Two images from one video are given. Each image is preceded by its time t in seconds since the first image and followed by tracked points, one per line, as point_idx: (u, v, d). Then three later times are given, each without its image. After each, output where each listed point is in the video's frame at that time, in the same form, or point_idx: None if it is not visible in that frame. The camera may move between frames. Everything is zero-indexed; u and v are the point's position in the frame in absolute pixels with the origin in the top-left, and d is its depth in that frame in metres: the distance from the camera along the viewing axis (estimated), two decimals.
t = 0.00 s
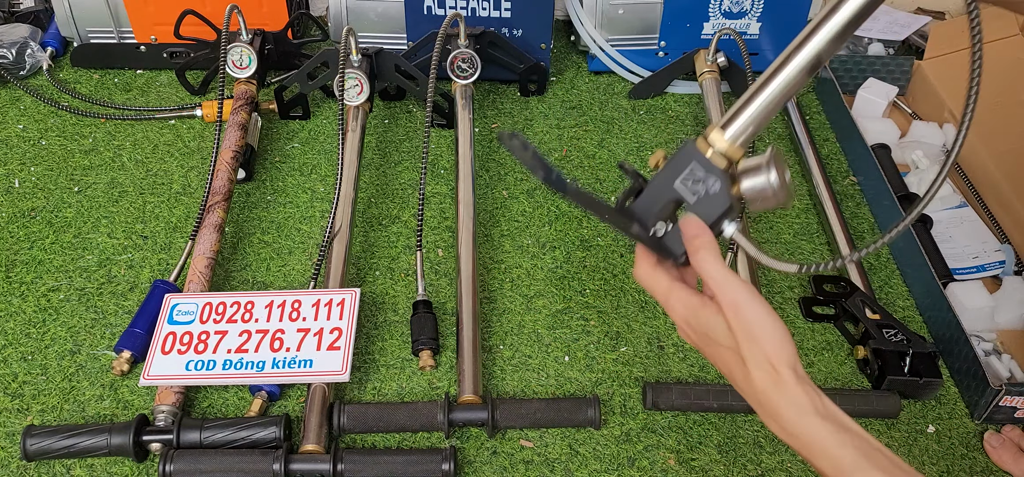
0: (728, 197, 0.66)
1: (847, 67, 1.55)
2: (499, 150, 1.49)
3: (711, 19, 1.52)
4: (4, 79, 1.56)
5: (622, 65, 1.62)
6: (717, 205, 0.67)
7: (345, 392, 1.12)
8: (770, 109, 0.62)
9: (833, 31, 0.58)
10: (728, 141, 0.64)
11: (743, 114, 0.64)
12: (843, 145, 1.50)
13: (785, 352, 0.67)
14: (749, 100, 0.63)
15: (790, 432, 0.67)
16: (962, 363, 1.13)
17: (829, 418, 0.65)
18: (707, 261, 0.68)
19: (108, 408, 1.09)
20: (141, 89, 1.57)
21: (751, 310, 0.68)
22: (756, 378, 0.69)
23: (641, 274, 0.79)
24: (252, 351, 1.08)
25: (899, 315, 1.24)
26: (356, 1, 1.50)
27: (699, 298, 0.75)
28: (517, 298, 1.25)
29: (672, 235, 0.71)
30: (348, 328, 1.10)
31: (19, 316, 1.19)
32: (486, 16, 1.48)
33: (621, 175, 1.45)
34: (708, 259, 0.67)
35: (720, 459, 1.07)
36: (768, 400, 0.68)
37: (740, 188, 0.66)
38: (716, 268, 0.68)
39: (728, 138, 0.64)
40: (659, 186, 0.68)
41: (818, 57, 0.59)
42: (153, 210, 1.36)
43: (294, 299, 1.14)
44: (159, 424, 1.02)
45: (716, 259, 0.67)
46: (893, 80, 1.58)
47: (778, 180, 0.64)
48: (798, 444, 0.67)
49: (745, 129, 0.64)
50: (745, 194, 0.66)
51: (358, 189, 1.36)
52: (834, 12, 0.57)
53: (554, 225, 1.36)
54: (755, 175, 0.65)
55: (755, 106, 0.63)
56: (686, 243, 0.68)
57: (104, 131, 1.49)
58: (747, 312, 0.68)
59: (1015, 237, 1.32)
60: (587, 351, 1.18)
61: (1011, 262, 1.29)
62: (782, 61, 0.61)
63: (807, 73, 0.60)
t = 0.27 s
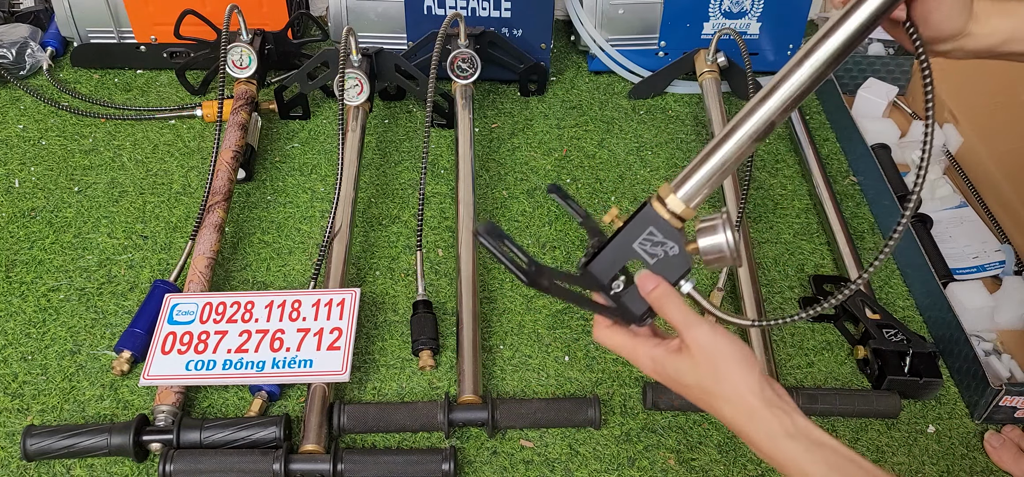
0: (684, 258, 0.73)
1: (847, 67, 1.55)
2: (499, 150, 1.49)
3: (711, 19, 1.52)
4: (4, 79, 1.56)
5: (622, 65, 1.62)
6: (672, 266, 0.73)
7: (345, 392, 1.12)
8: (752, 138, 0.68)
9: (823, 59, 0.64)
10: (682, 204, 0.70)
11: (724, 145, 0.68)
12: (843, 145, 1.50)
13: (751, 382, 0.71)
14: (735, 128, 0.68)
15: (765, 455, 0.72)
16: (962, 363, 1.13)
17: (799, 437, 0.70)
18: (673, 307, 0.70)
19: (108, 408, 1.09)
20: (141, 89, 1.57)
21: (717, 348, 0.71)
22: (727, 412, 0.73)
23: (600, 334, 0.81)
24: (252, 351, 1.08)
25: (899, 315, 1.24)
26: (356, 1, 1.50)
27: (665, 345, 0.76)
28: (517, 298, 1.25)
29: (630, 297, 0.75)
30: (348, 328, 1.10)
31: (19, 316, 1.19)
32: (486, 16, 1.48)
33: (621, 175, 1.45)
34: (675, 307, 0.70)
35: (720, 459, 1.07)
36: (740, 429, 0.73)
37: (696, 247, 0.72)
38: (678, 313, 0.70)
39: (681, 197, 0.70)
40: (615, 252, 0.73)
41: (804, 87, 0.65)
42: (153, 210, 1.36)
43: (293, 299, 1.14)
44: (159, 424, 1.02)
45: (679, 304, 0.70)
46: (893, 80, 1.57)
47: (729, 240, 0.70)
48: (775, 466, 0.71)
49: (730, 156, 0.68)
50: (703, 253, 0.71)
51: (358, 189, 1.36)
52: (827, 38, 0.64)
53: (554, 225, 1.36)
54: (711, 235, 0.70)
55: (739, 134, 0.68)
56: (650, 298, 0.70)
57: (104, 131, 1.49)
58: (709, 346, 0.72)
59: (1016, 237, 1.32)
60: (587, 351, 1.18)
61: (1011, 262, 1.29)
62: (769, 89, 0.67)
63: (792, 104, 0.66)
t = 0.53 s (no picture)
0: (671, 245, 0.70)
1: (848, 67, 1.55)
2: (499, 150, 1.49)
3: (711, 19, 1.52)
4: (4, 79, 1.56)
5: (622, 65, 1.62)
6: (659, 253, 0.70)
7: (345, 392, 1.12)
8: (746, 125, 0.68)
9: (819, 50, 0.66)
10: (671, 190, 0.68)
11: (721, 128, 0.68)
12: (843, 145, 1.50)
13: (735, 395, 0.73)
14: (731, 112, 0.68)
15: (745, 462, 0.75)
16: (962, 363, 1.13)
17: (782, 448, 0.73)
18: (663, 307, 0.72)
19: (108, 408, 1.09)
20: (141, 89, 1.57)
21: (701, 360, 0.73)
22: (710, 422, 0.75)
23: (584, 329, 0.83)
24: (252, 351, 1.08)
25: (899, 315, 1.24)
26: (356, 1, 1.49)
27: (648, 349, 0.79)
28: (517, 298, 1.25)
29: (615, 283, 0.72)
30: (348, 328, 1.10)
31: (19, 316, 1.19)
32: (486, 16, 1.48)
33: (621, 175, 1.45)
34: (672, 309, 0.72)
35: (720, 459, 1.07)
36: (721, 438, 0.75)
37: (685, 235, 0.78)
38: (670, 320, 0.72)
39: (672, 182, 0.68)
40: (603, 236, 0.70)
41: (799, 75, 0.67)
42: (153, 210, 1.36)
43: (294, 299, 1.14)
44: (159, 424, 1.02)
45: (673, 302, 0.71)
46: (893, 80, 1.57)
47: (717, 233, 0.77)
48: (754, 472, 0.75)
49: (724, 142, 0.68)
50: (691, 242, 0.77)
51: (358, 189, 1.36)
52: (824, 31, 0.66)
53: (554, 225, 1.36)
54: (701, 223, 0.77)
55: (735, 118, 0.67)
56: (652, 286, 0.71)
57: (104, 131, 1.49)
58: (693, 355, 0.73)
59: (1015, 237, 1.32)
60: (588, 351, 1.18)
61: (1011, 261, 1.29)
62: (764, 78, 0.68)
63: (785, 93, 0.67)
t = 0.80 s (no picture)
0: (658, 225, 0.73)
1: (848, 67, 1.55)
2: (499, 150, 1.49)
3: (711, 19, 1.52)
4: (4, 79, 1.56)
5: (622, 65, 1.62)
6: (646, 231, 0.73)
7: (345, 392, 1.12)
8: (747, 115, 0.68)
9: (831, 44, 0.65)
10: (665, 171, 0.70)
11: (723, 115, 0.68)
12: (844, 145, 1.50)
13: (723, 362, 0.70)
14: (734, 100, 0.68)
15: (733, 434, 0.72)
16: (962, 363, 1.13)
17: (770, 419, 0.69)
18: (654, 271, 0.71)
19: (108, 408, 1.09)
20: (141, 89, 1.57)
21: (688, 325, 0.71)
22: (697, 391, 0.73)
23: (570, 300, 0.82)
24: (252, 351, 1.08)
25: (900, 315, 1.24)
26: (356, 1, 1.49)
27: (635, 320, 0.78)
28: (517, 299, 1.24)
29: (599, 259, 0.73)
30: (348, 328, 1.10)
31: (19, 317, 1.19)
32: (486, 17, 1.48)
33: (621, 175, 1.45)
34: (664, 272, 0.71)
35: (720, 459, 1.07)
36: (707, 409, 0.73)
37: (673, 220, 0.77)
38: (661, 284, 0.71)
39: (669, 165, 0.70)
40: (593, 210, 0.72)
41: (808, 67, 0.66)
42: (153, 210, 1.36)
43: (294, 300, 1.14)
44: (159, 424, 1.02)
45: (666, 266, 0.71)
46: (894, 80, 1.57)
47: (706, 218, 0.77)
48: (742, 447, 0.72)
49: (724, 129, 0.68)
50: (679, 226, 0.77)
51: (358, 189, 1.36)
52: (838, 24, 0.65)
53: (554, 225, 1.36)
54: (691, 208, 0.76)
55: (737, 107, 0.68)
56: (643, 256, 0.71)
57: (104, 131, 1.49)
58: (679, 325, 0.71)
59: (1015, 237, 1.32)
60: (588, 351, 1.18)
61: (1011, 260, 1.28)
62: (770, 69, 0.67)
63: (789, 87, 0.67)
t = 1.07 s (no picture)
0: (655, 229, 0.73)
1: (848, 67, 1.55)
2: (498, 150, 1.49)
3: (711, 19, 1.52)
4: (4, 79, 1.56)
5: (622, 65, 1.62)
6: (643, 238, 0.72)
7: (345, 392, 1.12)
8: (749, 122, 0.69)
9: (836, 55, 0.68)
10: (665, 175, 0.70)
11: (725, 121, 0.69)
12: (843, 145, 1.50)
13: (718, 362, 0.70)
14: (738, 106, 0.69)
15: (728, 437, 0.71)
16: (962, 363, 1.13)
17: (765, 421, 0.69)
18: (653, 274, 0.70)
19: (108, 408, 1.09)
20: (141, 89, 1.57)
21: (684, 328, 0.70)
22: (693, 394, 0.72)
23: (563, 302, 0.81)
24: (252, 351, 1.08)
25: (899, 315, 1.24)
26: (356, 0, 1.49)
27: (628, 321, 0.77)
28: (517, 298, 1.24)
29: (593, 263, 0.73)
30: (348, 328, 1.10)
31: (19, 316, 1.19)
32: (486, 16, 1.48)
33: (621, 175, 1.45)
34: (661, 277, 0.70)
35: (720, 459, 1.07)
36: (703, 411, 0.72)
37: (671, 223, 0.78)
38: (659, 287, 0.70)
39: (667, 170, 0.70)
40: (591, 211, 0.71)
41: (811, 78, 0.69)
42: (153, 210, 1.35)
43: (294, 299, 1.14)
44: (159, 424, 1.02)
45: (664, 270, 0.70)
46: (894, 80, 1.57)
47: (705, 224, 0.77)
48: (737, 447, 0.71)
49: (725, 136, 0.69)
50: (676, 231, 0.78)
51: (358, 189, 1.36)
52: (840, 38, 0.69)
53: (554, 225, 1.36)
54: (689, 213, 0.77)
55: (739, 114, 0.69)
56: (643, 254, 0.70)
57: (103, 131, 1.49)
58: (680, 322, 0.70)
59: (1015, 237, 1.32)
60: (588, 351, 1.18)
61: (1011, 261, 1.29)
62: (776, 76, 0.69)
63: (793, 95, 0.69)
